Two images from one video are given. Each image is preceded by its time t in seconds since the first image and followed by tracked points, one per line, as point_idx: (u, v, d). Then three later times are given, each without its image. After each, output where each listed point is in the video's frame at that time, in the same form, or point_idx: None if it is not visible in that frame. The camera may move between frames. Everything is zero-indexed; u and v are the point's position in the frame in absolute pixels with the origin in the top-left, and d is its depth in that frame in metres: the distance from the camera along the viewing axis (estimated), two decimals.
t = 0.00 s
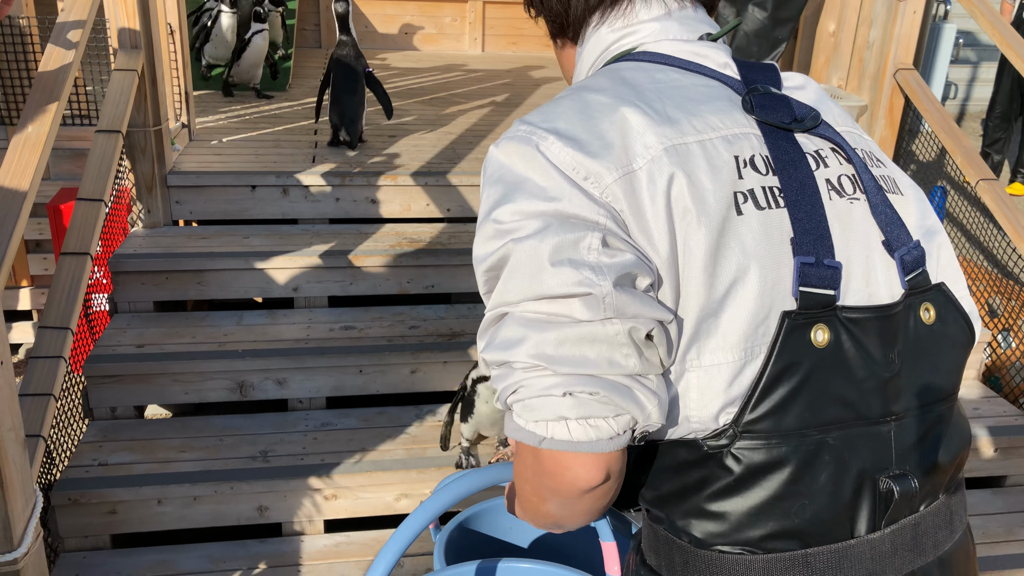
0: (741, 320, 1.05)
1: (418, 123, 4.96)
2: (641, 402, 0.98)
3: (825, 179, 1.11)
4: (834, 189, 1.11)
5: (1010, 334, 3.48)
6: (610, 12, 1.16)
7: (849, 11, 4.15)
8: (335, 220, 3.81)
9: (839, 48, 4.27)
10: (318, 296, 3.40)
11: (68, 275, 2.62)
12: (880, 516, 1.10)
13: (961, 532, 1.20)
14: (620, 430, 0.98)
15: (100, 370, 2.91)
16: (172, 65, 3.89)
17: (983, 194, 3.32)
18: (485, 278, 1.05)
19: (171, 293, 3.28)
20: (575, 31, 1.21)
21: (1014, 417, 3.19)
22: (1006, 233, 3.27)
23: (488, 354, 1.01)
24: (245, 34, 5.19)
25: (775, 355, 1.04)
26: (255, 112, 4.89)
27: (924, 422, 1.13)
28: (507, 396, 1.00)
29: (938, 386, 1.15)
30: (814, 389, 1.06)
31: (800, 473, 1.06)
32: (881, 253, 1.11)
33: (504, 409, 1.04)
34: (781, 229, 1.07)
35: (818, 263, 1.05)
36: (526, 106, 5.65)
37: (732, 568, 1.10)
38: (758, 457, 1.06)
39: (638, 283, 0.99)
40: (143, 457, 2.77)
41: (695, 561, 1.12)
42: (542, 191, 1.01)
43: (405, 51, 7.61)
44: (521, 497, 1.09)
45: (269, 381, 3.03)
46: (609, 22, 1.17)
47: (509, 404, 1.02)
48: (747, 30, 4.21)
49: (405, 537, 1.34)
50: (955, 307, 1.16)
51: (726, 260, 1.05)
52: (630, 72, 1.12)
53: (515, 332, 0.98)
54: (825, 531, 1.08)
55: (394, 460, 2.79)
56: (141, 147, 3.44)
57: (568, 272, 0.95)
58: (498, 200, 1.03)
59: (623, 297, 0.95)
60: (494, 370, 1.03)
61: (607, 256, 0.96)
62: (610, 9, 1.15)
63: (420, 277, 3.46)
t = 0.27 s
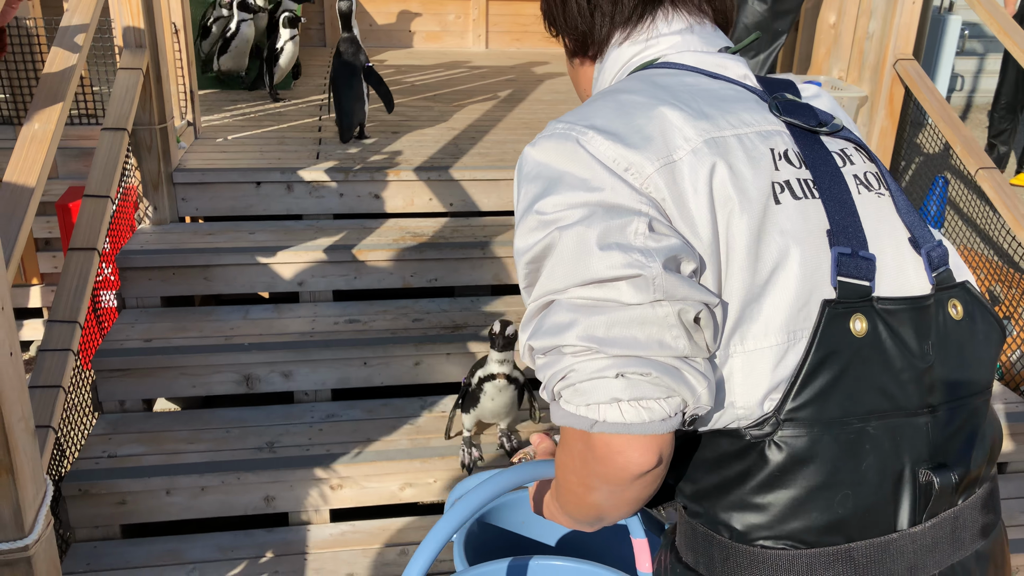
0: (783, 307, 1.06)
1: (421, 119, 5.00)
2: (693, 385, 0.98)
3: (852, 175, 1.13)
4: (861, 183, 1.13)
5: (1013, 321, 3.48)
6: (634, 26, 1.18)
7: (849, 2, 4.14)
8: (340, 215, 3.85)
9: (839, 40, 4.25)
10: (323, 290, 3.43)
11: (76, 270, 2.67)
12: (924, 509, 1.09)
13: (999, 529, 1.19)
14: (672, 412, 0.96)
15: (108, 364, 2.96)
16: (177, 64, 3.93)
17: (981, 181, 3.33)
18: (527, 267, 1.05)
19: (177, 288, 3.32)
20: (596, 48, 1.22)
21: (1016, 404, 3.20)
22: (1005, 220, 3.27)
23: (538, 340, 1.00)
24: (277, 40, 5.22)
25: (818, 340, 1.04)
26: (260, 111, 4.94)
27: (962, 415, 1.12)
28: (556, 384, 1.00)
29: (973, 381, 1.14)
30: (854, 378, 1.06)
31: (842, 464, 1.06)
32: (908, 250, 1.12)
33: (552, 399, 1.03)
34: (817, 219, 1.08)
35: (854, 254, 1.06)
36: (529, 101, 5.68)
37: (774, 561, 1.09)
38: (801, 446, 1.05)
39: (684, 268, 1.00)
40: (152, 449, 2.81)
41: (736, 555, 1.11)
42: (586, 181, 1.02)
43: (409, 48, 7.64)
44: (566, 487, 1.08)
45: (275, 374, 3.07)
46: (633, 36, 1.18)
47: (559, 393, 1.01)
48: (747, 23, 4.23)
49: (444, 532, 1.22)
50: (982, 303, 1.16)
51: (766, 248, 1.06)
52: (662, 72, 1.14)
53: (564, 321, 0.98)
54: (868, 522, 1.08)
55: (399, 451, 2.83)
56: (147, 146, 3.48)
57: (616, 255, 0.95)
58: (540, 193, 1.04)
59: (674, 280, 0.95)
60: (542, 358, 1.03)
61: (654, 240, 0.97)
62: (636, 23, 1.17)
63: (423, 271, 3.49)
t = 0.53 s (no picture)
0: (816, 291, 1.06)
1: (426, 111, 5.05)
2: (732, 366, 0.98)
3: (877, 163, 1.13)
4: (886, 171, 1.13)
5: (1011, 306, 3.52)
6: (657, 18, 1.16)
7: None
8: (345, 206, 3.91)
9: (838, 30, 4.27)
10: (328, 279, 3.49)
11: (87, 258, 2.73)
12: (948, 489, 1.11)
13: (1013, 509, 1.22)
14: (715, 393, 0.97)
15: (119, 352, 3.03)
16: (183, 57, 4.00)
17: (979, 170, 3.36)
18: (567, 253, 1.06)
19: (185, 277, 3.39)
20: (619, 41, 1.21)
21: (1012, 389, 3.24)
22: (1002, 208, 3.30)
23: (581, 325, 1.00)
24: (307, 38, 5.26)
25: (847, 325, 1.06)
26: (266, 103, 5.00)
27: (983, 396, 1.14)
28: (599, 367, 0.99)
29: (993, 363, 1.16)
30: (881, 361, 1.07)
31: (870, 443, 1.08)
32: (931, 236, 1.12)
33: (590, 382, 1.03)
34: (845, 206, 1.08)
35: (881, 242, 1.07)
36: (532, 93, 5.72)
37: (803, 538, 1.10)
38: (831, 427, 1.07)
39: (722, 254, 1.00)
40: (162, 433, 2.88)
41: (764, 532, 1.13)
42: (624, 168, 1.02)
43: (414, 42, 7.69)
44: (601, 469, 1.07)
45: (281, 361, 3.13)
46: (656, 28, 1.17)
47: (599, 375, 1.01)
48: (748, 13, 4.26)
49: (482, 520, 1.16)
50: (1003, 287, 1.18)
51: (799, 234, 1.06)
52: (690, 61, 1.14)
53: (606, 305, 0.98)
54: (894, 501, 1.10)
55: (402, 435, 2.89)
56: (155, 138, 3.55)
57: (661, 241, 0.95)
58: (576, 181, 1.04)
59: (716, 264, 0.96)
60: (583, 342, 1.02)
61: (694, 226, 0.97)
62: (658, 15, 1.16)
63: (426, 260, 3.55)
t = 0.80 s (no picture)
0: (883, 297, 1.06)
1: (433, 121, 5.12)
2: (807, 367, 0.99)
3: (941, 180, 1.14)
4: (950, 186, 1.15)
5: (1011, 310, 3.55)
6: (721, 39, 1.20)
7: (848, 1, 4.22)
8: (353, 213, 3.98)
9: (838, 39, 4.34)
10: (336, 285, 3.56)
11: (100, 266, 2.81)
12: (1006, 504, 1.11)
13: None
14: (788, 391, 0.97)
15: (132, 357, 3.10)
16: (195, 69, 4.08)
17: (976, 175, 3.40)
18: (638, 255, 1.08)
19: (197, 283, 3.46)
20: (681, 66, 1.25)
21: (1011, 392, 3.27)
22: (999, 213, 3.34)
23: (655, 322, 1.02)
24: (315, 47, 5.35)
25: (913, 333, 1.06)
26: (276, 113, 5.09)
27: None
28: (671, 363, 1.00)
29: None
30: (946, 373, 1.08)
31: (933, 454, 1.08)
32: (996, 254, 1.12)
33: (659, 381, 1.04)
34: (911, 219, 1.08)
35: (947, 255, 1.06)
36: (537, 102, 5.79)
37: (859, 547, 1.11)
38: (895, 437, 1.07)
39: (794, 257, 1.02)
40: (174, 436, 2.94)
41: (820, 539, 1.14)
42: (695, 172, 1.05)
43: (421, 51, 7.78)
44: (663, 468, 1.08)
45: (291, 365, 3.19)
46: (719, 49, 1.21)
47: (669, 374, 1.02)
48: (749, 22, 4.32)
49: (541, 527, 1.12)
50: None
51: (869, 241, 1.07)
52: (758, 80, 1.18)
53: (681, 303, 1.00)
54: (952, 514, 1.10)
55: (409, 437, 2.95)
56: (166, 148, 3.64)
57: (737, 239, 0.98)
58: (647, 185, 1.07)
59: (791, 265, 0.98)
60: (655, 339, 1.03)
61: (768, 228, 1.00)
62: (721, 38, 1.20)
63: (433, 266, 3.61)
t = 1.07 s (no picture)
0: (869, 305, 1.09)
1: (440, 130, 5.17)
2: (787, 374, 1.03)
3: (936, 195, 1.18)
4: (946, 202, 1.18)
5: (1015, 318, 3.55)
6: (725, 80, 1.26)
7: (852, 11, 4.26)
8: (361, 222, 4.02)
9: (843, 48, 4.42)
10: (344, 292, 3.60)
11: (112, 274, 2.85)
12: (1013, 522, 1.10)
13: None
14: (767, 396, 1.01)
15: (143, 364, 3.15)
16: (205, 80, 4.14)
17: (979, 183, 3.41)
18: (627, 269, 1.14)
19: (207, 291, 3.51)
20: (688, 107, 1.31)
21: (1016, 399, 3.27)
22: (1002, 221, 3.35)
23: (637, 330, 1.08)
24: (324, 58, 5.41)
25: (911, 333, 1.08)
26: (285, 123, 5.15)
27: None
28: (654, 370, 1.06)
29: None
30: (945, 383, 1.08)
31: (933, 469, 1.08)
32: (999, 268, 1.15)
33: (645, 390, 1.09)
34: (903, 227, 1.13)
35: (940, 264, 1.09)
36: (543, 111, 5.84)
37: (863, 565, 1.10)
38: (892, 448, 1.08)
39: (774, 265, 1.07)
40: (184, 441, 2.98)
41: (822, 558, 1.13)
42: (684, 184, 1.12)
43: (429, 61, 7.85)
44: (653, 482, 1.13)
45: (299, 371, 3.23)
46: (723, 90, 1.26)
47: (654, 382, 1.07)
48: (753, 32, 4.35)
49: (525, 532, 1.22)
50: None
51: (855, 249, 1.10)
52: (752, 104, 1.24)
53: (662, 309, 1.06)
54: (956, 531, 1.09)
55: (416, 442, 2.98)
56: (177, 158, 3.69)
57: (710, 245, 1.04)
58: (635, 202, 1.14)
59: (766, 271, 1.03)
60: (640, 348, 1.09)
61: (745, 234, 1.05)
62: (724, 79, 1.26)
63: (440, 273, 3.65)
